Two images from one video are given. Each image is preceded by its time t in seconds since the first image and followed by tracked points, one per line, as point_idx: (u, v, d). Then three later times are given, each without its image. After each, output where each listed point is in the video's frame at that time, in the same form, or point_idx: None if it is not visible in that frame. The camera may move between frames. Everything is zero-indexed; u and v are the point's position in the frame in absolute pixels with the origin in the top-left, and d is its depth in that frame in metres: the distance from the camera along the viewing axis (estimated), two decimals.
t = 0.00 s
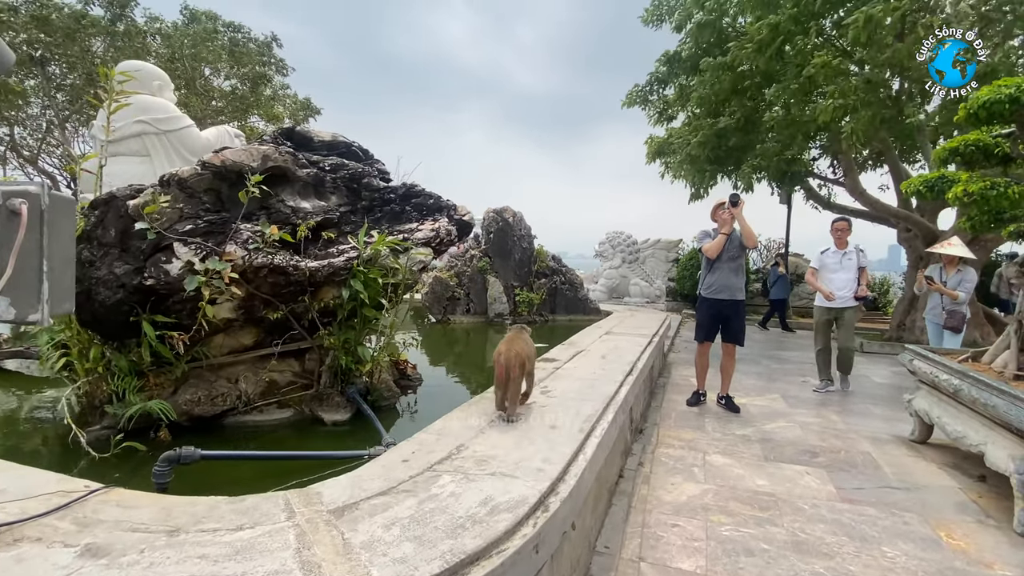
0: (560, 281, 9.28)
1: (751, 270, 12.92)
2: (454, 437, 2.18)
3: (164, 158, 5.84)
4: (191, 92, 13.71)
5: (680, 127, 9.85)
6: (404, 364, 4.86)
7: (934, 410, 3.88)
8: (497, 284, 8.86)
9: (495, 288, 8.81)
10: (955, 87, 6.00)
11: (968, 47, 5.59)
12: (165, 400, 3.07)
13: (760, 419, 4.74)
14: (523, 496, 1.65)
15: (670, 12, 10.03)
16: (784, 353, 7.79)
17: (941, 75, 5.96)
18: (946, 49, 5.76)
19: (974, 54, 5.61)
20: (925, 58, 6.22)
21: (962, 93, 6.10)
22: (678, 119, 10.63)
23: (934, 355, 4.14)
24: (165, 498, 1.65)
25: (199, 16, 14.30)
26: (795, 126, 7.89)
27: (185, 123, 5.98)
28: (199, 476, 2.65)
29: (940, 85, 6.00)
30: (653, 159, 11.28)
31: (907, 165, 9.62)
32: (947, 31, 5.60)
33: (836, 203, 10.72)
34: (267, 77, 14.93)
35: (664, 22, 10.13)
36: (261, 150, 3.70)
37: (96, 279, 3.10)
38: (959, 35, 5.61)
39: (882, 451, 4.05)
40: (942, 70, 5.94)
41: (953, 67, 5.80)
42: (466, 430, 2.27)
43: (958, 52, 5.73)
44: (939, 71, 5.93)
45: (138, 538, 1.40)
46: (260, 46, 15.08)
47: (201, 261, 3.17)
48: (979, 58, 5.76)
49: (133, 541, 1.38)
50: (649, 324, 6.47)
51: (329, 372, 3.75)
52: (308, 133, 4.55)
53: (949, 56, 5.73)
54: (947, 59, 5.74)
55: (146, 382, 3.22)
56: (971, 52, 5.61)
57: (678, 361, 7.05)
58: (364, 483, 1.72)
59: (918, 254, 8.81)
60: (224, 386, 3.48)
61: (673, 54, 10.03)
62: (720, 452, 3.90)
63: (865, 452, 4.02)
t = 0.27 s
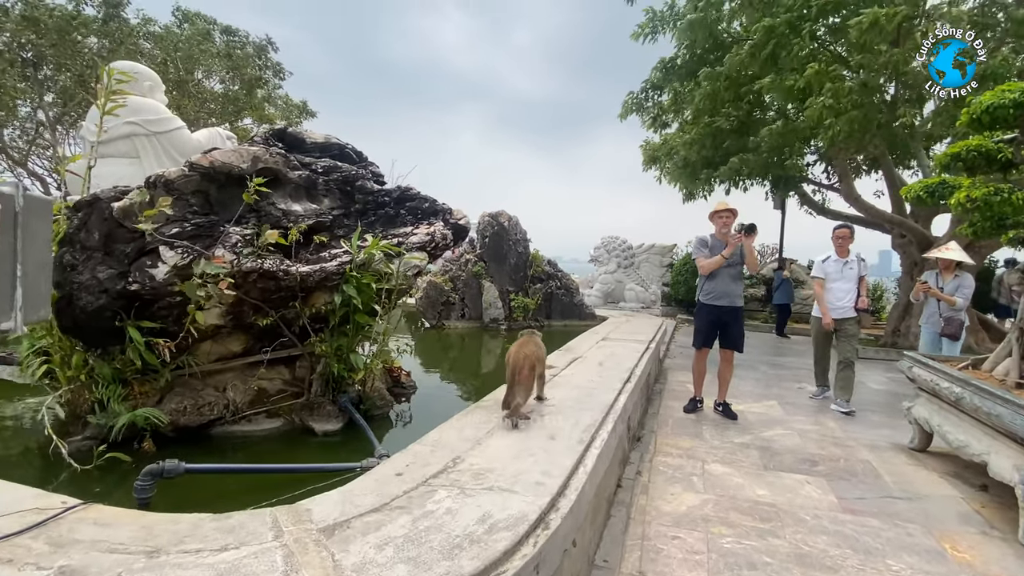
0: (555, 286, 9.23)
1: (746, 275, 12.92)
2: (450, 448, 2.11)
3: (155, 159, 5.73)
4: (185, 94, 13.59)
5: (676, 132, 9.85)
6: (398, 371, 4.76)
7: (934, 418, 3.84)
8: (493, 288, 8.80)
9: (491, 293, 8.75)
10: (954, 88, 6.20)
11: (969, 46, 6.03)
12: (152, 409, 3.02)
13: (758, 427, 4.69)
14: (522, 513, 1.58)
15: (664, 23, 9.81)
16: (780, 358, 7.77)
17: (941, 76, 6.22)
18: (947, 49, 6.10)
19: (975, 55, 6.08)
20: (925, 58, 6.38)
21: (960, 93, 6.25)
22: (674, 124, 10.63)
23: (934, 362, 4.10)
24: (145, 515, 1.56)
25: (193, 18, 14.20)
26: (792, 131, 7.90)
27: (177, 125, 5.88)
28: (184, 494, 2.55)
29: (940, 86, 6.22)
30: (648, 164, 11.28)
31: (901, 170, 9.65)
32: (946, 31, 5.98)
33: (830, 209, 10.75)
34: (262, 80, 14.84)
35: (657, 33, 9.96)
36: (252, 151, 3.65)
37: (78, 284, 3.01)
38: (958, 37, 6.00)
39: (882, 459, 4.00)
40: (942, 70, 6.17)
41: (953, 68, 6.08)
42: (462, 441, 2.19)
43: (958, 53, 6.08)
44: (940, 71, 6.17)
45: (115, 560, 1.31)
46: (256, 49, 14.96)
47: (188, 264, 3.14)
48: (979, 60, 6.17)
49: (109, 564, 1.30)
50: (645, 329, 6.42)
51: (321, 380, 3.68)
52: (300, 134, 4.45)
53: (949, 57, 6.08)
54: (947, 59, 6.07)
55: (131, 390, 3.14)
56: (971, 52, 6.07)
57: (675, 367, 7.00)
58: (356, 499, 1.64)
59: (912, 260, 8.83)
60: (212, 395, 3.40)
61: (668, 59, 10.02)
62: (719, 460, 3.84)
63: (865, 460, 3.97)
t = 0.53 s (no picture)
0: (552, 290, 9.20)
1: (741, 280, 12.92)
2: (447, 459, 2.05)
3: (147, 162, 5.65)
4: (179, 97, 13.48)
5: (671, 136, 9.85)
6: (393, 378, 4.73)
7: (935, 425, 3.81)
8: (489, 293, 8.75)
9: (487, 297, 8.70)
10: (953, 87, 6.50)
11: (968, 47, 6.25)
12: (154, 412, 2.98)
13: (757, 433, 4.65)
14: (522, 529, 1.52)
15: (660, 32, 9.77)
16: (777, 363, 7.75)
17: (941, 76, 6.43)
18: (946, 49, 6.33)
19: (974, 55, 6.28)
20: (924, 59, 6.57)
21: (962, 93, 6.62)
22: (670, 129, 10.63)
23: (933, 368, 4.07)
24: (130, 531, 1.50)
25: (188, 21, 14.12)
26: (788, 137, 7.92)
27: (169, 127, 5.81)
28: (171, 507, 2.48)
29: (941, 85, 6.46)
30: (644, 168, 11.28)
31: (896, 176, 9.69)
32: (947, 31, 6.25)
33: (825, 214, 10.77)
34: (258, 83, 14.78)
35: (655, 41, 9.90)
36: (244, 153, 3.57)
37: (64, 289, 2.94)
38: (959, 37, 6.27)
39: (883, 467, 3.96)
40: (942, 70, 6.39)
41: (953, 68, 6.30)
42: (460, 451, 2.14)
43: (957, 53, 6.30)
44: (940, 71, 6.39)
45: None
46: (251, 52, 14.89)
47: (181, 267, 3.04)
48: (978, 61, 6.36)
49: None
50: (643, 334, 6.39)
51: (314, 387, 3.65)
52: (294, 136, 4.36)
53: (949, 57, 6.31)
54: (948, 59, 6.29)
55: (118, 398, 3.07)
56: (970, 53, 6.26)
57: (672, 373, 6.97)
58: (350, 513, 1.58)
59: (907, 265, 8.85)
60: (203, 402, 3.36)
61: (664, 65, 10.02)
62: (718, 468, 3.80)
63: (865, 467, 3.93)
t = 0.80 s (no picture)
0: (548, 296, 9.14)
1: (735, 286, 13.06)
2: (443, 472, 1.99)
3: (139, 164, 5.55)
4: (171, 100, 13.34)
5: (666, 141, 9.83)
6: (386, 386, 4.65)
7: (934, 434, 3.77)
8: (484, 298, 8.68)
9: (481, 302, 8.64)
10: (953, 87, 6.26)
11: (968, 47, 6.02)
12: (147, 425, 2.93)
13: (755, 441, 4.60)
14: (522, 547, 1.47)
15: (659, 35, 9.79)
16: (774, 370, 7.72)
17: (941, 76, 6.20)
18: (946, 49, 6.13)
19: (974, 55, 6.04)
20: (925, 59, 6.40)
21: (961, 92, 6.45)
22: (665, 134, 10.61)
23: (932, 376, 4.04)
24: (113, 550, 1.43)
25: (181, 23, 14.00)
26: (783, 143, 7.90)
27: (161, 129, 5.72)
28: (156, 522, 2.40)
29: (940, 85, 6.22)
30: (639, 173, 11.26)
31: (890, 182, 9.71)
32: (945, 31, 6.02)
33: (819, 220, 10.78)
34: (251, 86, 14.68)
35: (653, 45, 9.94)
36: (235, 156, 3.51)
37: (48, 295, 2.87)
38: (958, 36, 6.06)
39: (882, 475, 3.92)
40: (942, 70, 6.15)
41: (953, 67, 6.05)
42: (456, 463, 2.08)
43: (957, 53, 6.06)
44: (939, 71, 6.16)
45: None
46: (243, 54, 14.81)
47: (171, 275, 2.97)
48: (975, 59, 6.17)
49: None
50: (639, 340, 6.33)
51: (306, 397, 3.58)
52: (286, 139, 4.31)
53: (949, 57, 6.08)
54: (948, 58, 6.07)
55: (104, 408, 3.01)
56: (971, 52, 6.03)
57: (667, 379, 6.92)
58: (344, 530, 1.52)
59: (901, 271, 8.86)
60: (191, 412, 3.29)
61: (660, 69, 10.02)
62: (717, 477, 3.75)
63: (864, 476, 3.89)
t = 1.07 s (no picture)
0: (543, 299, 9.10)
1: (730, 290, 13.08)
2: (437, 483, 1.93)
3: (128, 165, 5.45)
4: (164, 101, 13.23)
5: (662, 144, 9.84)
6: (380, 393, 4.60)
7: (933, 439, 3.75)
8: (479, 301, 8.62)
9: (477, 305, 8.58)
10: (952, 88, 6.46)
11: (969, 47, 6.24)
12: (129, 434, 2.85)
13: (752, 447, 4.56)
14: (519, 563, 1.41)
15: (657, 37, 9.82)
16: (770, 374, 7.69)
17: (941, 76, 6.40)
18: (947, 49, 6.34)
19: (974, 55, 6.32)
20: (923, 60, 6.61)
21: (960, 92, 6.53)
22: (661, 137, 10.61)
23: (930, 381, 4.02)
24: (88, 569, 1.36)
25: (175, 24, 13.92)
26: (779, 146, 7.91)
27: (151, 130, 5.63)
28: (139, 537, 2.32)
29: (940, 86, 6.43)
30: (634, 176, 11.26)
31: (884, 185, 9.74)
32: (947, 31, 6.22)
33: (814, 223, 10.80)
34: (245, 87, 14.61)
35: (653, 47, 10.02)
36: (224, 157, 3.48)
37: (28, 300, 2.81)
38: (959, 37, 6.24)
39: (881, 481, 3.89)
40: (942, 70, 6.37)
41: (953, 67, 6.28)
42: (452, 473, 2.02)
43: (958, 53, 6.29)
44: (939, 71, 6.36)
45: None
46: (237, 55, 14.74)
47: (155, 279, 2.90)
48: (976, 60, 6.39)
49: None
50: (635, 344, 6.29)
51: (296, 404, 3.53)
52: (278, 140, 4.26)
53: (949, 57, 6.30)
54: (948, 58, 6.29)
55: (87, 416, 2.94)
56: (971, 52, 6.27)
57: (663, 383, 6.89)
58: (333, 546, 1.46)
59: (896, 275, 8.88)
60: (178, 420, 3.24)
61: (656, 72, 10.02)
62: (715, 484, 3.70)
63: (863, 482, 3.85)
